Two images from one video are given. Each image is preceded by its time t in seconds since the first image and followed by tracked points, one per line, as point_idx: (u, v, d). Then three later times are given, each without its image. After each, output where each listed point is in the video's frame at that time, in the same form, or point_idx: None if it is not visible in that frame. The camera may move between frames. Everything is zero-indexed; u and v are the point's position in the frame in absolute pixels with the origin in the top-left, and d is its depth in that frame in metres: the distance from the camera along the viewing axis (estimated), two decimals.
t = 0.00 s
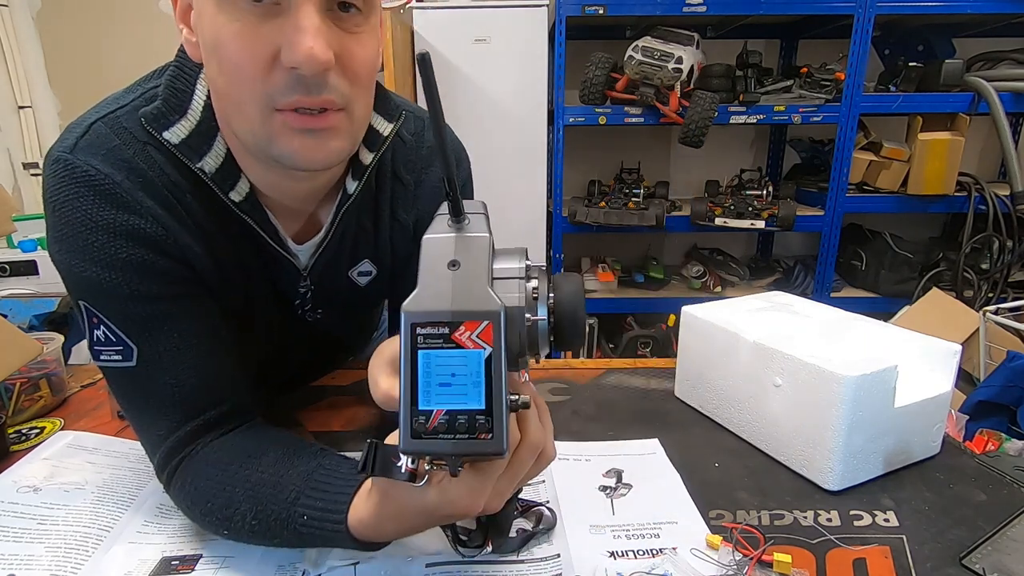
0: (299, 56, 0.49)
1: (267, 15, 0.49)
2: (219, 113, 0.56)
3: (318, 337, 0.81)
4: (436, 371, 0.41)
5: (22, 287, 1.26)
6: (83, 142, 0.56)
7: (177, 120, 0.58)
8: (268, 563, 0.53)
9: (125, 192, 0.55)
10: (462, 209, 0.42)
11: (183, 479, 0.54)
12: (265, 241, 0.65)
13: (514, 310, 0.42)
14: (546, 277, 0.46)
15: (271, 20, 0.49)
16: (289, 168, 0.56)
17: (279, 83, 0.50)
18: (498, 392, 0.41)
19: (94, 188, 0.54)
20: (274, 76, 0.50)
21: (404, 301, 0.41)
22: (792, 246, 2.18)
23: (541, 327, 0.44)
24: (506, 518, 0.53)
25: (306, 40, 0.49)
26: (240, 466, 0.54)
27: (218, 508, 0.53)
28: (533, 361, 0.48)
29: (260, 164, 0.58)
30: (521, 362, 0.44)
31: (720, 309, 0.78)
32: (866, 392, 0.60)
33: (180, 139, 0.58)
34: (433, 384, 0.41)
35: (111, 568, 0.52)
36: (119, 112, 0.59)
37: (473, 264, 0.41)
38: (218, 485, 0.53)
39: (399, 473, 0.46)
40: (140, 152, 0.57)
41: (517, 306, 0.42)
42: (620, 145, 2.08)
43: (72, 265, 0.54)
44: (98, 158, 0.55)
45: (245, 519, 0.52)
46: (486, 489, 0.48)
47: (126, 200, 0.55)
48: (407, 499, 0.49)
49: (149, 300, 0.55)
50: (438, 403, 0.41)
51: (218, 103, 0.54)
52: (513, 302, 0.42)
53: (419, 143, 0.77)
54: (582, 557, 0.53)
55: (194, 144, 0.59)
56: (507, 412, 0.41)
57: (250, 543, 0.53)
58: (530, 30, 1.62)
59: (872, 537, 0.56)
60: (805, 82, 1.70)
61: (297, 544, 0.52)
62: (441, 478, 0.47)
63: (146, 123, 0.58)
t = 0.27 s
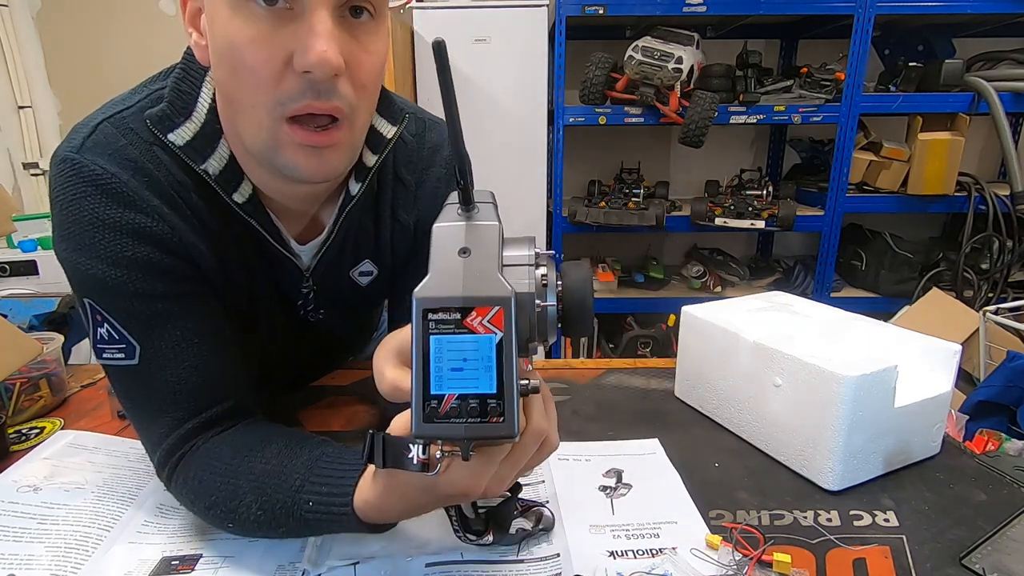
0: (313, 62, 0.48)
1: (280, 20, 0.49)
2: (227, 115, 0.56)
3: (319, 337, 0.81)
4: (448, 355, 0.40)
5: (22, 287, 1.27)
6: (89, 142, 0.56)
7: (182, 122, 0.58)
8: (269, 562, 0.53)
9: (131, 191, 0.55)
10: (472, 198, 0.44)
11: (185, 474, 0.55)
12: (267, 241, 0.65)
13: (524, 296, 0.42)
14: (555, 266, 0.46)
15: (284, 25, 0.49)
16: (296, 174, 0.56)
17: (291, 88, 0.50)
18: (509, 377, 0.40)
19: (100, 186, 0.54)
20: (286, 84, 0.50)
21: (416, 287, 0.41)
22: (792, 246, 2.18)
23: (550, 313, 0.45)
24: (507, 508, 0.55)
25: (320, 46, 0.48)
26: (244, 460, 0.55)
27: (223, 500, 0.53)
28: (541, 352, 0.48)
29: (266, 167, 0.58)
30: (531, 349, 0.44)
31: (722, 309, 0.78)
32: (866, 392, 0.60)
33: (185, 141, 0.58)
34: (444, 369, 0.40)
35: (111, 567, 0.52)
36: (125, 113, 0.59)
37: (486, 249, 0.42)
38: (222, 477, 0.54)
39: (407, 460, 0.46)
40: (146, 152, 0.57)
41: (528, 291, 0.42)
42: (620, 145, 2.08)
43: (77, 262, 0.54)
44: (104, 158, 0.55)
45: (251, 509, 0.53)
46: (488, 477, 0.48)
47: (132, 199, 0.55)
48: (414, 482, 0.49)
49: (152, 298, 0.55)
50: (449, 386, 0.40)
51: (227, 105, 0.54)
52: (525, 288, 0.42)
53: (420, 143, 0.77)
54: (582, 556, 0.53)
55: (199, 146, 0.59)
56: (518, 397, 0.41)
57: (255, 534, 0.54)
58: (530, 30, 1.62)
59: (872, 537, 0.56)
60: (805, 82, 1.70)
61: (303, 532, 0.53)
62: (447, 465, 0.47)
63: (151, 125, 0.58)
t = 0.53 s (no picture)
0: (322, 65, 0.49)
1: (290, 23, 0.49)
2: (235, 117, 0.56)
3: (319, 337, 0.81)
4: (461, 353, 0.40)
5: (22, 288, 1.27)
6: (94, 142, 0.56)
7: (187, 122, 0.59)
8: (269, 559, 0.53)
9: (135, 190, 0.55)
10: (486, 196, 0.43)
11: (187, 473, 0.55)
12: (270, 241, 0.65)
13: (537, 295, 0.42)
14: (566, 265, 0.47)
15: (293, 28, 0.49)
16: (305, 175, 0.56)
17: (301, 91, 0.50)
18: (520, 376, 0.40)
19: (104, 186, 0.54)
20: (295, 85, 0.50)
21: (430, 283, 0.40)
22: (792, 246, 2.18)
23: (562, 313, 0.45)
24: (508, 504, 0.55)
25: (330, 48, 0.49)
26: (247, 458, 0.55)
27: (225, 497, 0.53)
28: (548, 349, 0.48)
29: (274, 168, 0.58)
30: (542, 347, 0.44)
31: (722, 309, 0.78)
32: (866, 392, 0.60)
33: (188, 141, 0.58)
34: (456, 366, 0.40)
35: (110, 567, 0.52)
36: (129, 112, 0.59)
37: (501, 247, 0.41)
38: (224, 474, 0.54)
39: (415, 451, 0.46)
40: (150, 152, 0.57)
41: (541, 291, 0.42)
42: (620, 145, 2.08)
43: (80, 261, 0.54)
44: (109, 157, 0.56)
45: (254, 504, 0.53)
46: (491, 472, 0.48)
47: (137, 198, 0.55)
48: (420, 476, 0.49)
49: (155, 298, 0.55)
50: (461, 382, 0.40)
51: (235, 107, 0.54)
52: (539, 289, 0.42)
53: (421, 144, 0.77)
54: (581, 557, 0.53)
55: (202, 146, 0.59)
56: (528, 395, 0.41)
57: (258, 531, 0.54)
58: (529, 30, 1.62)
59: (873, 537, 0.56)
60: (805, 82, 1.70)
61: (307, 526, 0.53)
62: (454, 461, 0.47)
63: (156, 125, 0.58)
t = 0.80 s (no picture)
0: (324, 67, 0.49)
1: (290, 26, 0.49)
2: (234, 117, 0.55)
3: (319, 336, 0.81)
4: (456, 354, 0.41)
5: (22, 288, 1.27)
6: (93, 142, 0.56)
7: (187, 122, 0.59)
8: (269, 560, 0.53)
9: (135, 191, 0.55)
10: (482, 196, 0.43)
11: (187, 474, 0.55)
12: (270, 242, 0.65)
13: (532, 295, 0.41)
14: (563, 264, 0.46)
15: (295, 30, 0.49)
16: (306, 176, 0.56)
17: (303, 92, 0.50)
18: (515, 376, 0.40)
19: (104, 187, 0.54)
20: (296, 88, 0.50)
21: (425, 283, 0.41)
22: (792, 246, 2.18)
23: (558, 312, 0.44)
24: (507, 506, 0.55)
25: (332, 51, 0.49)
26: (246, 458, 0.55)
27: (223, 497, 0.53)
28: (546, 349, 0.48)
29: (274, 168, 0.58)
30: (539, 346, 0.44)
31: (722, 309, 0.78)
32: (866, 392, 0.60)
33: (188, 142, 0.58)
34: (451, 367, 0.41)
35: (110, 568, 0.52)
36: (129, 113, 0.59)
37: (495, 247, 0.41)
38: (223, 474, 0.54)
39: (412, 454, 0.46)
40: (150, 152, 0.57)
41: (536, 291, 0.41)
42: (620, 145, 2.08)
43: (80, 262, 0.54)
44: (109, 158, 0.56)
45: (253, 504, 0.53)
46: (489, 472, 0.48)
47: (136, 198, 0.55)
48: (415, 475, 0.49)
49: (154, 298, 0.55)
50: (457, 383, 0.41)
51: (235, 108, 0.54)
52: (535, 288, 0.42)
53: (421, 143, 0.77)
54: (581, 556, 0.53)
55: (202, 147, 0.59)
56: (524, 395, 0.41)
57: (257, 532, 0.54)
58: (530, 30, 1.62)
59: (873, 537, 0.56)
60: (805, 82, 1.70)
61: (305, 527, 0.53)
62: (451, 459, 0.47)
63: (156, 126, 0.58)
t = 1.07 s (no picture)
0: (360, 88, 0.48)
1: (322, 43, 0.48)
2: (253, 123, 0.54)
3: (319, 337, 0.81)
4: (460, 361, 0.41)
5: (22, 288, 1.27)
6: (95, 142, 0.56)
7: (191, 126, 0.58)
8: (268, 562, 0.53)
9: (136, 191, 0.55)
10: (489, 203, 0.43)
11: (187, 474, 0.55)
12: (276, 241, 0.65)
13: (537, 304, 0.42)
14: (568, 273, 0.46)
15: (328, 48, 0.48)
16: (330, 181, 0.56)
17: (336, 108, 0.50)
18: (519, 387, 0.41)
19: (105, 186, 0.54)
20: (329, 105, 0.49)
21: (431, 290, 0.41)
22: (792, 246, 2.18)
23: (563, 322, 0.44)
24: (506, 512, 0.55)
25: (368, 72, 0.48)
26: (246, 459, 0.55)
27: (222, 498, 0.54)
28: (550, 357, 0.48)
29: (291, 172, 0.57)
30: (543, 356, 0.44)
31: (721, 310, 0.78)
32: (866, 392, 0.60)
33: (193, 145, 0.58)
34: (456, 374, 0.41)
35: (110, 568, 0.52)
36: (131, 113, 0.58)
37: (502, 256, 0.42)
38: (221, 475, 0.54)
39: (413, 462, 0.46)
40: (151, 152, 0.57)
41: (542, 301, 0.42)
42: (620, 145, 2.08)
43: (81, 261, 0.54)
44: (111, 158, 0.55)
45: (252, 507, 0.53)
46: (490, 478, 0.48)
47: (137, 199, 0.55)
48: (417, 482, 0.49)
49: (155, 298, 0.55)
50: (460, 391, 0.41)
51: (258, 116, 0.52)
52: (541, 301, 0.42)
53: (423, 143, 0.77)
54: (581, 556, 0.53)
55: (207, 149, 0.58)
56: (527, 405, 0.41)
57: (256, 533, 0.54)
58: (530, 30, 1.62)
59: (872, 537, 0.56)
60: (805, 82, 1.70)
61: (304, 530, 0.53)
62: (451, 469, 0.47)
63: (161, 129, 0.58)
